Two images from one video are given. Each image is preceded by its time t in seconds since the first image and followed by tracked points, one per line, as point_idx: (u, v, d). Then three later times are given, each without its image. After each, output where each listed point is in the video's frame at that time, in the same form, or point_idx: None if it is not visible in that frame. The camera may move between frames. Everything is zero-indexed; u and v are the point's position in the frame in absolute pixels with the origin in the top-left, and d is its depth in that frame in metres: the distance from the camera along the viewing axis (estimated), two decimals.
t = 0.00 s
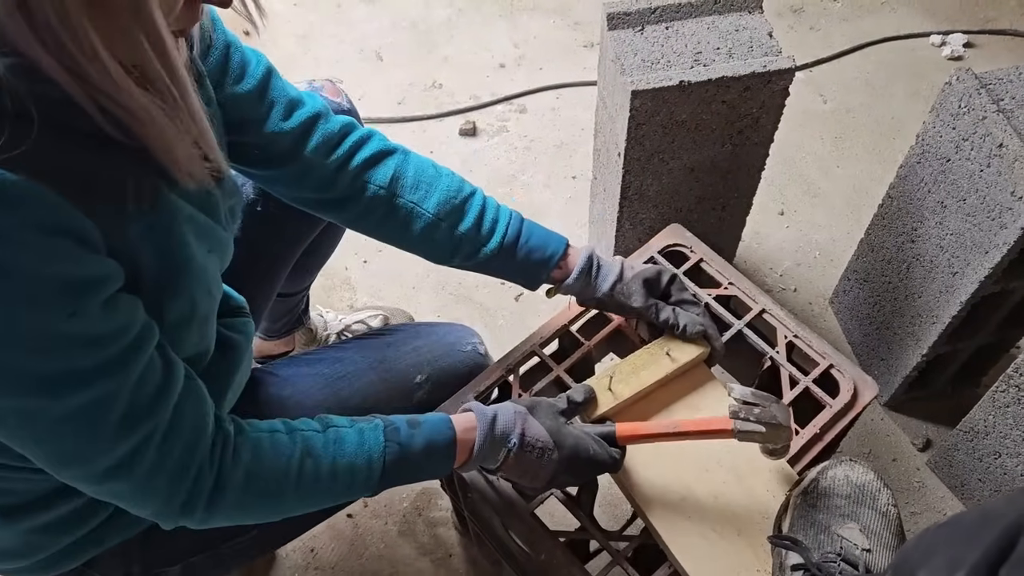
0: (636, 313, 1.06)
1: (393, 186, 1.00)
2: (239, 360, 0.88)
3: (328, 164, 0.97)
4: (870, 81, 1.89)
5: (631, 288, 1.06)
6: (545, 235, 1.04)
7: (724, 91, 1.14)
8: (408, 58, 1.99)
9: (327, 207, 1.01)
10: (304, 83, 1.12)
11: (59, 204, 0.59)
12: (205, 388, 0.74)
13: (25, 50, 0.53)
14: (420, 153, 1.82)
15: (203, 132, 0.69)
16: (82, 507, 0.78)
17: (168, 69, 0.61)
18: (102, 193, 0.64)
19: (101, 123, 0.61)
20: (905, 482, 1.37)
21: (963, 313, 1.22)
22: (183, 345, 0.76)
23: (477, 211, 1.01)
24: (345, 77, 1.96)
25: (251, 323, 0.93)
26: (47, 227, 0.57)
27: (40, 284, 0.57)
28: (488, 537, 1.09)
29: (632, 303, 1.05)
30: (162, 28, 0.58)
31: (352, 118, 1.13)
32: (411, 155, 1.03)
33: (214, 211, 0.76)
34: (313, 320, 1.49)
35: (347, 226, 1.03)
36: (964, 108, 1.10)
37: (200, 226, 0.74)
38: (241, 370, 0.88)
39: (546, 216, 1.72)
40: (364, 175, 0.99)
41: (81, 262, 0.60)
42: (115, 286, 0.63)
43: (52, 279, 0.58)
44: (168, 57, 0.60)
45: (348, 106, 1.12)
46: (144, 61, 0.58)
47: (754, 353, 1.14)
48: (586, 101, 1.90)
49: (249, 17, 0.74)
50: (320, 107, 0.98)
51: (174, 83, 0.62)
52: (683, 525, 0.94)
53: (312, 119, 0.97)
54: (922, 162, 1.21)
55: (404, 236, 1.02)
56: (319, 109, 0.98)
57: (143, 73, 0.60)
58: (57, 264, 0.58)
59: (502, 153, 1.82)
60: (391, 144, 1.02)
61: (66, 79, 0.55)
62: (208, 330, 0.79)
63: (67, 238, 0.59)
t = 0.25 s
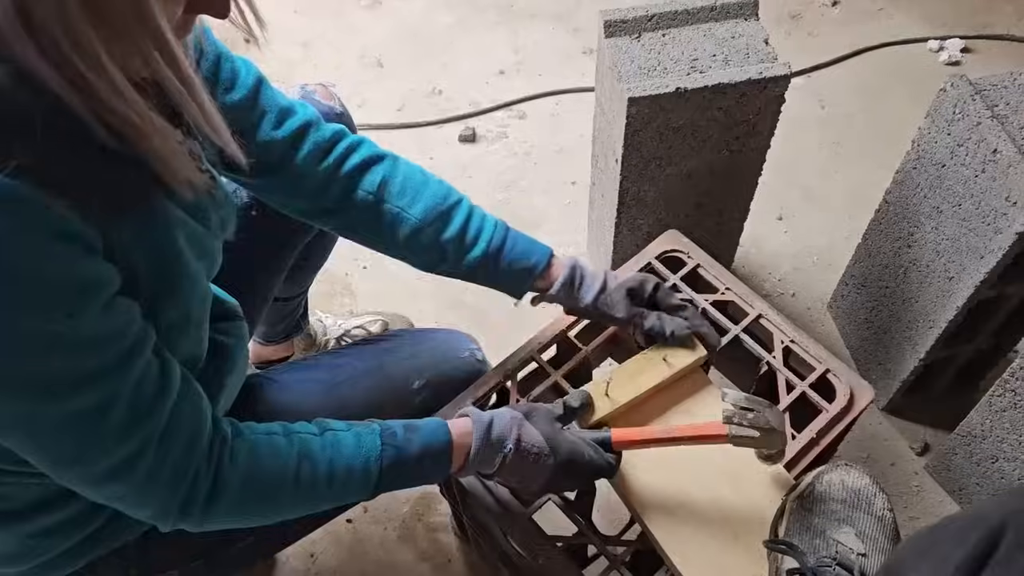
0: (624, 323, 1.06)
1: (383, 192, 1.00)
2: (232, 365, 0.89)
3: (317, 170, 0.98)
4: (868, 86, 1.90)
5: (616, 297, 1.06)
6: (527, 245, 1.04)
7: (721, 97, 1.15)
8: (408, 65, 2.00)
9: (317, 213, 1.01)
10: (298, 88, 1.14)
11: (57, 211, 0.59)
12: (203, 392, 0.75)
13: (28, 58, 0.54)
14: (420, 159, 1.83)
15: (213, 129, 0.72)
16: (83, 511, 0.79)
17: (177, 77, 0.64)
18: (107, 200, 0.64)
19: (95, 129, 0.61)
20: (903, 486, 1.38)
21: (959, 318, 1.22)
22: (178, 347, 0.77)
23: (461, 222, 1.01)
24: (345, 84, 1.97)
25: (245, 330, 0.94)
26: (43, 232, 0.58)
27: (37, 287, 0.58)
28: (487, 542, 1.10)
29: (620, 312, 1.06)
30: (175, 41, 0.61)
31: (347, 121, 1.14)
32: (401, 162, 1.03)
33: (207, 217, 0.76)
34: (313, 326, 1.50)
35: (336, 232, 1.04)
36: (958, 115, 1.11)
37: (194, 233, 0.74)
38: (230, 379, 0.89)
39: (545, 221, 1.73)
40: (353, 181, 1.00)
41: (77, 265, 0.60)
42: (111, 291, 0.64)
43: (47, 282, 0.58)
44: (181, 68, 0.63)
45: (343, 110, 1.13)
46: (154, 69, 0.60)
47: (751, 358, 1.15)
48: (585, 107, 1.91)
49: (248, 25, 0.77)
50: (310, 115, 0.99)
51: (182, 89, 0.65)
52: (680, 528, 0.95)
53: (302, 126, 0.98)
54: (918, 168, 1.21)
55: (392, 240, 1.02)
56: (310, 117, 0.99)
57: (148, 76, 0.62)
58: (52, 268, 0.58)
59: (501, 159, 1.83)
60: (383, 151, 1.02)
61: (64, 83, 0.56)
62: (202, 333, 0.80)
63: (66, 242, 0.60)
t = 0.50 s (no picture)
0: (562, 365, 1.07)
1: (290, 225, 1.03)
2: (232, 368, 0.89)
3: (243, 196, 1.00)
4: (867, 92, 1.91)
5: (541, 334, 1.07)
6: (414, 304, 1.07)
7: (720, 104, 1.16)
8: (409, 72, 2.01)
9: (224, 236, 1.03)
10: (299, 84, 1.13)
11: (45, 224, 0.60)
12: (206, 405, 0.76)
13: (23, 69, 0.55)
14: (422, 165, 1.85)
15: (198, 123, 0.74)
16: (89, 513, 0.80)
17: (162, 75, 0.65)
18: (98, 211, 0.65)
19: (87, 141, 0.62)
20: (903, 490, 1.38)
21: (957, 323, 1.23)
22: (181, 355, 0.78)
23: (356, 268, 1.04)
24: (348, 90, 1.99)
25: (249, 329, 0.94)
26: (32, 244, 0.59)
27: (33, 304, 0.59)
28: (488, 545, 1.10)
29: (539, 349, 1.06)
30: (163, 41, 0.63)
31: (348, 119, 1.15)
32: (322, 206, 1.06)
33: (195, 208, 0.79)
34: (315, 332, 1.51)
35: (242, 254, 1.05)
36: (955, 121, 1.12)
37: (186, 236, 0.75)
38: (234, 384, 0.90)
39: (546, 227, 1.74)
40: (266, 212, 1.02)
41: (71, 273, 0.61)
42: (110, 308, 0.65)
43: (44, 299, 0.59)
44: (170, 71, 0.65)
45: (343, 107, 1.14)
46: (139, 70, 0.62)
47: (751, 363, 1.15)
48: (586, 114, 1.92)
49: (224, 18, 0.81)
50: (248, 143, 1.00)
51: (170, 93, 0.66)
52: (680, 532, 0.95)
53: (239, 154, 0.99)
54: (915, 174, 1.22)
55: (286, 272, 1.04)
56: (246, 147, 1.00)
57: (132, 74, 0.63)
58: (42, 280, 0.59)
59: (502, 166, 1.84)
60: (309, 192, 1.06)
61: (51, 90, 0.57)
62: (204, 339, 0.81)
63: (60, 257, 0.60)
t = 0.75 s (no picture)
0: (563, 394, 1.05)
1: (305, 244, 1.03)
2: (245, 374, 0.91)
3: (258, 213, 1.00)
4: (866, 102, 1.94)
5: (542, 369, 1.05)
6: (425, 324, 1.06)
7: (719, 114, 1.19)
8: (415, 81, 2.04)
9: (237, 257, 1.02)
10: (311, 101, 1.16)
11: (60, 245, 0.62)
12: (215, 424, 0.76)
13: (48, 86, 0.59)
14: (426, 173, 1.87)
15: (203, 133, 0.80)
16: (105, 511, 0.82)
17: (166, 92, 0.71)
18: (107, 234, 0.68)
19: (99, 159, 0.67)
20: (901, 493, 1.41)
21: (952, 328, 1.26)
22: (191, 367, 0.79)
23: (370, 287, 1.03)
24: (353, 100, 2.02)
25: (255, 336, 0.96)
26: (54, 264, 0.61)
27: (44, 327, 0.60)
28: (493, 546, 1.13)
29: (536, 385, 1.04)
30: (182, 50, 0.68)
31: (358, 135, 1.18)
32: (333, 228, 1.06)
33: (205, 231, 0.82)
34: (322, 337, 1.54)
35: (254, 274, 1.05)
36: (949, 131, 1.15)
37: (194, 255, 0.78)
38: (240, 389, 0.91)
39: (549, 234, 1.77)
40: (281, 231, 1.02)
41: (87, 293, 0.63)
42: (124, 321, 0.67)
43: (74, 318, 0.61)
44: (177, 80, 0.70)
45: (354, 124, 1.17)
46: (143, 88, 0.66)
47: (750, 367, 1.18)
48: (588, 123, 1.95)
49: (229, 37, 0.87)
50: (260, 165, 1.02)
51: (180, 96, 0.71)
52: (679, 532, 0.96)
53: (252, 173, 1.00)
54: (911, 182, 1.25)
55: (302, 290, 1.03)
56: (261, 168, 1.02)
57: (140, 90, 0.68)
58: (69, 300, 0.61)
59: (506, 174, 1.87)
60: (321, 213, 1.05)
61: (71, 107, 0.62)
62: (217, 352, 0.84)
63: (76, 279, 0.63)
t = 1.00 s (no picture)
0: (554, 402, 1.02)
1: (310, 254, 1.02)
2: (243, 382, 0.89)
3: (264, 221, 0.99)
4: (870, 107, 1.93)
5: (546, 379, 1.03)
6: (432, 329, 1.06)
7: (723, 119, 1.19)
8: (418, 87, 2.04)
9: (240, 264, 1.01)
10: (315, 108, 1.15)
11: (61, 253, 0.59)
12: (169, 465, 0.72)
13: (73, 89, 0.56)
14: (430, 178, 1.87)
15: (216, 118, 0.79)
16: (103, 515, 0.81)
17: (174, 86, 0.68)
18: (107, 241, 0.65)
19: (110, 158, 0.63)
20: (907, 500, 1.39)
21: (958, 334, 1.24)
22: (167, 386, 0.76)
23: (375, 296, 1.03)
24: (356, 105, 2.02)
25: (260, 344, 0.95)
26: (52, 278, 0.58)
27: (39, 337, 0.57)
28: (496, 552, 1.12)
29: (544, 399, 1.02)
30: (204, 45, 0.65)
31: (361, 143, 1.18)
32: (337, 234, 1.05)
33: (212, 235, 0.78)
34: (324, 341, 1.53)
35: (257, 280, 1.05)
36: (954, 135, 1.14)
37: (198, 261, 0.75)
38: (246, 398, 0.90)
39: (553, 239, 1.76)
40: (286, 240, 1.01)
41: (77, 309, 0.60)
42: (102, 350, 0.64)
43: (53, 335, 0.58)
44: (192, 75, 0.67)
45: (358, 132, 1.16)
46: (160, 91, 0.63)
47: (754, 372, 1.17)
48: (592, 128, 1.95)
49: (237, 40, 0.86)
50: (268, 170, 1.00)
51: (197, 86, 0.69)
52: (682, 538, 0.96)
53: (259, 178, 0.98)
54: (916, 186, 1.24)
55: (306, 298, 1.03)
56: (268, 172, 1.00)
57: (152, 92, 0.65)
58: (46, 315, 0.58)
59: (510, 179, 1.86)
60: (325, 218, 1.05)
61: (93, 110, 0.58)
62: (215, 360, 0.81)
63: (74, 301, 0.60)
